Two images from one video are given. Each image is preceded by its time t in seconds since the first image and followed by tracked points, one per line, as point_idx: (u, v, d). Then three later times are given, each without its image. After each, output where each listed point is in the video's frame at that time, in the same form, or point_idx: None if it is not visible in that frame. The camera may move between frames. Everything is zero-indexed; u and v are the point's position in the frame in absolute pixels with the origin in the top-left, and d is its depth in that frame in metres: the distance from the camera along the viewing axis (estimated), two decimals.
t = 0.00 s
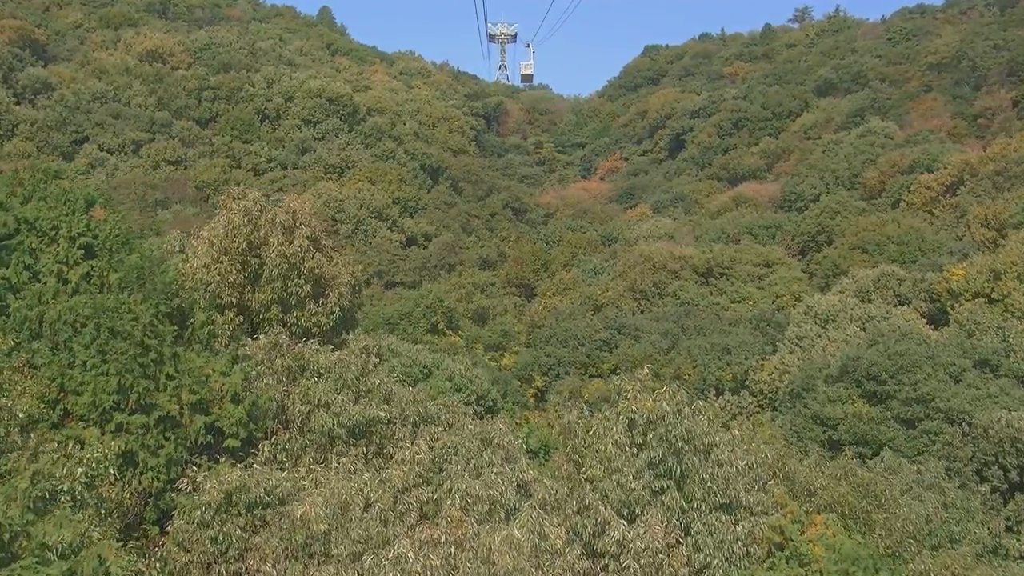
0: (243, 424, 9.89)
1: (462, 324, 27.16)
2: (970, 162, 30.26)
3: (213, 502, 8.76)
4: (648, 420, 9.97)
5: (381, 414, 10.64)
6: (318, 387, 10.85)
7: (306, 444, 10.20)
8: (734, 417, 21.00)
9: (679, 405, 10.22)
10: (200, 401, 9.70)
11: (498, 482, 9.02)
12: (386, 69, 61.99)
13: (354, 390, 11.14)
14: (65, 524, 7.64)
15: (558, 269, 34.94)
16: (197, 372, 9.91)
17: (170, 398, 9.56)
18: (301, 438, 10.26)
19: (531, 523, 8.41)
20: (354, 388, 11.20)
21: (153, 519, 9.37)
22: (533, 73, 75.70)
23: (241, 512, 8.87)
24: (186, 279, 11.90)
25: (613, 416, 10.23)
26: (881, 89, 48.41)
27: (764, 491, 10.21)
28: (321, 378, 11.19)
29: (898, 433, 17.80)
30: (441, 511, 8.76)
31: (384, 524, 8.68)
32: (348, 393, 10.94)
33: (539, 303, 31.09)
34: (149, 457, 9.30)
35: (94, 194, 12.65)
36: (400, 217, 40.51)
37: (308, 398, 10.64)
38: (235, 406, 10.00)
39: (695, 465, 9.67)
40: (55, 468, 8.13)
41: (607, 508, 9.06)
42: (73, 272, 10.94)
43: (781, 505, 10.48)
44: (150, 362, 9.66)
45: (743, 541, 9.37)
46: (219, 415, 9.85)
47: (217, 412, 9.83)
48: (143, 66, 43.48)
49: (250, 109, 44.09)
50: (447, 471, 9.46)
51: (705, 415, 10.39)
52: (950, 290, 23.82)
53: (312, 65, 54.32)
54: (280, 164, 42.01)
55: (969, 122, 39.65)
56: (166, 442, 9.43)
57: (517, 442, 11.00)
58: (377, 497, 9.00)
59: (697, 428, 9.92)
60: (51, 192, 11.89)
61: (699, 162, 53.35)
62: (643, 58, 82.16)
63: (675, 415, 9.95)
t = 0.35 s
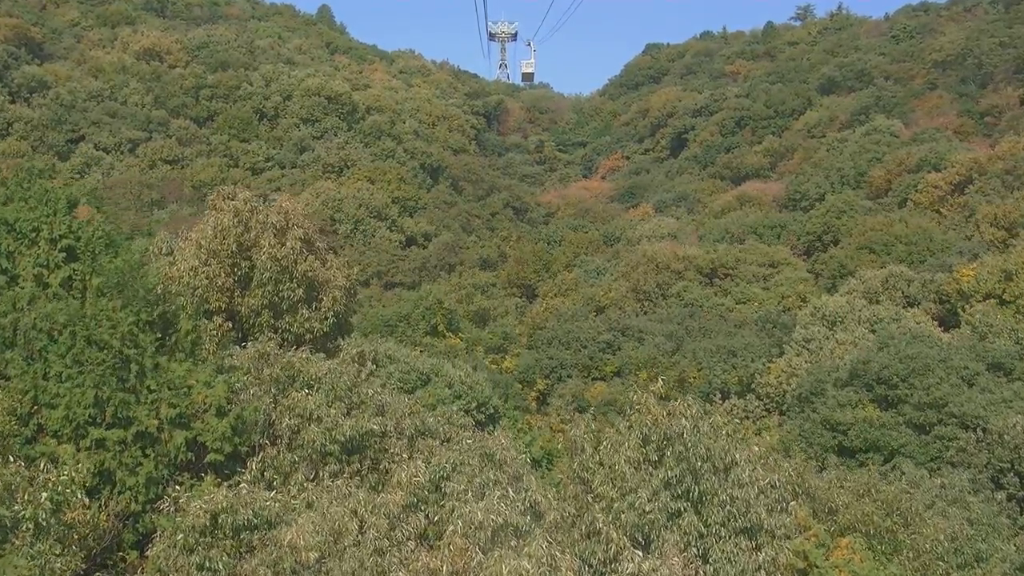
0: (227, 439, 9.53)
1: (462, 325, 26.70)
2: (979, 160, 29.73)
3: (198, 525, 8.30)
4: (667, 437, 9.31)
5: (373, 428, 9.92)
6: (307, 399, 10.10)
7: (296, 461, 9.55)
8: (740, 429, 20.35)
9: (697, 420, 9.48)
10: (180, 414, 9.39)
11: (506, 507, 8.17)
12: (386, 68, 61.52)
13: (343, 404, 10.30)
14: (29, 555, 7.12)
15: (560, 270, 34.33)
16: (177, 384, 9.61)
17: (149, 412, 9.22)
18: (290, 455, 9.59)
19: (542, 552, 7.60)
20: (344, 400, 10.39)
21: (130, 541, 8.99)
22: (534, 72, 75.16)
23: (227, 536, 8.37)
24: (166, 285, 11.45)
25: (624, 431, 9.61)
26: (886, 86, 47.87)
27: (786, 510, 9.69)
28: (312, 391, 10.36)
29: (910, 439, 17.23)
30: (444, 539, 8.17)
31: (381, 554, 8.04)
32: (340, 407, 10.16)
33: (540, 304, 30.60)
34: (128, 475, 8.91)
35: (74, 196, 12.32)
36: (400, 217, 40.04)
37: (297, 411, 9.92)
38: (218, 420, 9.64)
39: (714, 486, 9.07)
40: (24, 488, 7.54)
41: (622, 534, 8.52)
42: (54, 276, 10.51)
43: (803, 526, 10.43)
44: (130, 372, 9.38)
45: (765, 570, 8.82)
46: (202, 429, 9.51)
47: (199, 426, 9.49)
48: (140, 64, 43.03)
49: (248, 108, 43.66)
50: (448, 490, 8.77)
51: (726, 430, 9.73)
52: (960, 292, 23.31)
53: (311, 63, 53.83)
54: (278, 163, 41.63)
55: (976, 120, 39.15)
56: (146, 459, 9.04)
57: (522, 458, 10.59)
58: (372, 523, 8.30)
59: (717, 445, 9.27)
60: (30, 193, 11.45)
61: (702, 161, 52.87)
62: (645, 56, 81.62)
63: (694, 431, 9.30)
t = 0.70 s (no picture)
0: (209, 455, 8.77)
1: (463, 327, 26.19)
2: (988, 158, 29.19)
3: (181, 551, 7.60)
4: (686, 455, 8.43)
5: (368, 446, 9.51)
6: (295, 410, 9.65)
7: (290, 473, 9.05)
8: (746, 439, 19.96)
9: (719, 439, 8.48)
10: (159, 430, 8.60)
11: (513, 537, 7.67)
12: (385, 66, 61.05)
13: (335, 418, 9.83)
14: None
15: (562, 271, 34.03)
16: (156, 398, 8.86)
17: (125, 429, 8.48)
18: (278, 472, 9.05)
19: None
20: (335, 415, 9.97)
21: (107, 568, 8.25)
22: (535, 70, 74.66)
23: (211, 563, 7.74)
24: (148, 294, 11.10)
25: (640, 447, 8.84)
26: (891, 84, 47.32)
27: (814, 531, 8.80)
28: (302, 403, 9.90)
29: (924, 445, 16.76)
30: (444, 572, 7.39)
31: None
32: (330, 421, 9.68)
33: (542, 305, 30.07)
34: (103, 496, 8.20)
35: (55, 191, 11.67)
36: (400, 217, 39.54)
37: (285, 425, 9.41)
38: (200, 435, 8.86)
39: (737, 510, 8.15)
40: None
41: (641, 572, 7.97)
42: (33, 281, 10.06)
43: (831, 553, 9.30)
44: (105, 385, 8.65)
45: None
46: (182, 444, 8.76)
47: (180, 442, 8.74)
48: (136, 62, 42.53)
49: (246, 107, 43.20)
50: (448, 512, 8.38)
51: (750, 447, 8.77)
52: (972, 293, 22.75)
53: (310, 61, 53.33)
54: (276, 162, 41.18)
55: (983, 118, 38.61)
56: (123, 479, 8.34)
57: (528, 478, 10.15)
58: (365, 553, 7.58)
59: (740, 465, 8.32)
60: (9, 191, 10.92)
61: (704, 160, 52.36)
62: (646, 54, 81.12)
63: (716, 449, 8.37)
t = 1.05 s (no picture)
0: (189, 474, 8.37)
1: (464, 330, 25.70)
2: (998, 157, 28.65)
3: None
4: (703, 477, 7.92)
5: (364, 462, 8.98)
6: (283, 425, 9.09)
7: (279, 493, 8.47)
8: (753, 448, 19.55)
9: (740, 462, 7.99)
10: (135, 449, 8.11)
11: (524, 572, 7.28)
12: (385, 65, 60.59)
13: (329, 434, 9.33)
14: None
15: (564, 272, 33.58)
16: (132, 414, 8.39)
17: (100, 448, 7.93)
18: (267, 492, 8.52)
19: None
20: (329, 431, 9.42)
21: None
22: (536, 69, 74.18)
23: None
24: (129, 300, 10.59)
25: (655, 467, 8.40)
26: (896, 82, 46.76)
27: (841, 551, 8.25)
28: (292, 417, 9.31)
29: (939, 451, 16.21)
30: None
31: None
32: (322, 437, 9.07)
33: (544, 307, 29.58)
34: (73, 522, 7.58)
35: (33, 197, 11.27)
36: (399, 217, 39.07)
37: (274, 441, 8.89)
38: (180, 453, 8.45)
39: (760, 536, 7.64)
40: None
41: None
42: (10, 287, 9.54)
43: None
44: (77, 401, 8.11)
45: None
46: (161, 463, 8.30)
47: (158, 461, 8.27)
48: (134, 61, 42.09)
49: (244, 106, 42.74)
50: (448, 537, 7.98)
51: (773, 469, 8.30)
52: (983, 294, 22.22)
53: (309, 60, 52.84)
54: (275, 161, 40.73)
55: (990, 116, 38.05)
56: (97, 502, 7.76)
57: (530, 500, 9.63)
58: None
59: (762, 488, 7.82)
60: None
61: (707, 159, 51.86)
62: (647, 53, 80.58)
63: (735, 472, 7.87)
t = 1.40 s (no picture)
0: (167, 498, 7.77)
1: (464, 332, 25.21)
2: (1008, 155, 28.09)
3: None
4: (722, 501, 7.61)
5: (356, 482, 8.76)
6: (270, 443, 8.79)
7: (266, 516, 8.13)
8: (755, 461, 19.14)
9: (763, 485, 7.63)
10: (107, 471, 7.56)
11: None
12: (385, 63, 60.07)
13: (320, 453, 9.10)
14: None
15: (566, 273, 33.10)
16: (103, 432, 7.88)
17: (68, 470, 7.35)
18: (252, 514, 8.18)
19: None
20: (321, 450, 9.20)
21: None
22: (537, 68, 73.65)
23: None
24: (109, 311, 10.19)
25: (670, 489, 8.03)
26: (901, 79, 46.13)
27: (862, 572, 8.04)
28: (281, 434, 9.05)
29: (954, 457, 15.71)
30: None
31: None
32: (311, 455, 8.87)
33: (545, 308, 29.06)
34: (38, 551, 6.90)
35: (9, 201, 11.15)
36: (399, 216, 38.59)
37: (261, 461, 8.57)
38: (156, 475, 7.91)
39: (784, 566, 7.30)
40: None
41: None
42: None
43: None
44: (44, 419, 7.58)
45: None
46: (136, 486, 7.73)
47: (132, 483, 7.71)
48: (131, 59, 41.59)
49: (242, 104, 42.22)
50: (448, 565, 7.37)
51: (798, 492, 8.20)
52: (994, 294, 21.68)
53: (308, 58, 52.30)
54: (273, 160, 40.23)
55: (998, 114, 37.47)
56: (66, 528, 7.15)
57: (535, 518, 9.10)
58: None
59: (784, 511, 7.44)
60: None
61: (710, 158, 51.35)
62: (649, 51, 80.06)
63: (754, 495, 7.54)
